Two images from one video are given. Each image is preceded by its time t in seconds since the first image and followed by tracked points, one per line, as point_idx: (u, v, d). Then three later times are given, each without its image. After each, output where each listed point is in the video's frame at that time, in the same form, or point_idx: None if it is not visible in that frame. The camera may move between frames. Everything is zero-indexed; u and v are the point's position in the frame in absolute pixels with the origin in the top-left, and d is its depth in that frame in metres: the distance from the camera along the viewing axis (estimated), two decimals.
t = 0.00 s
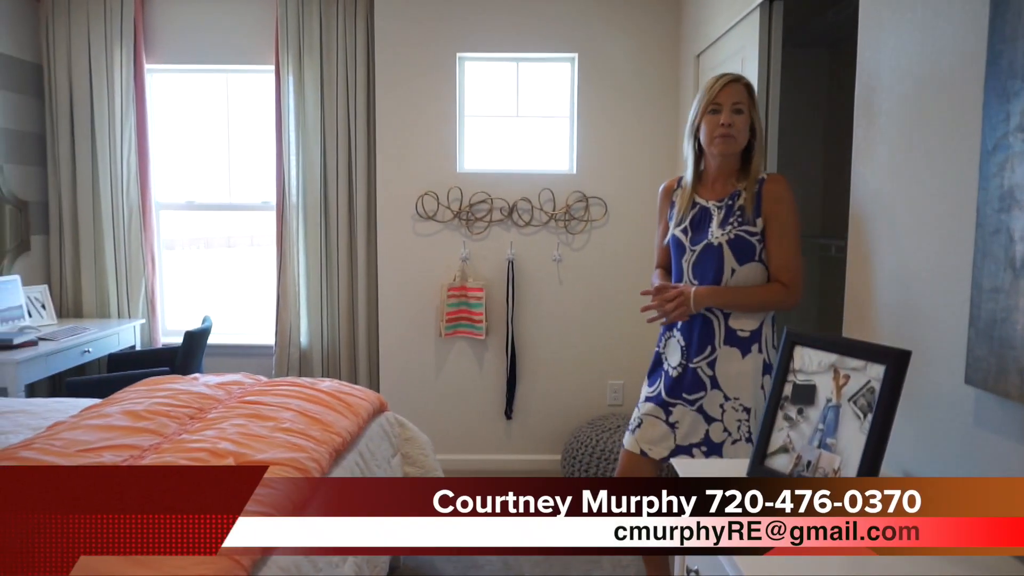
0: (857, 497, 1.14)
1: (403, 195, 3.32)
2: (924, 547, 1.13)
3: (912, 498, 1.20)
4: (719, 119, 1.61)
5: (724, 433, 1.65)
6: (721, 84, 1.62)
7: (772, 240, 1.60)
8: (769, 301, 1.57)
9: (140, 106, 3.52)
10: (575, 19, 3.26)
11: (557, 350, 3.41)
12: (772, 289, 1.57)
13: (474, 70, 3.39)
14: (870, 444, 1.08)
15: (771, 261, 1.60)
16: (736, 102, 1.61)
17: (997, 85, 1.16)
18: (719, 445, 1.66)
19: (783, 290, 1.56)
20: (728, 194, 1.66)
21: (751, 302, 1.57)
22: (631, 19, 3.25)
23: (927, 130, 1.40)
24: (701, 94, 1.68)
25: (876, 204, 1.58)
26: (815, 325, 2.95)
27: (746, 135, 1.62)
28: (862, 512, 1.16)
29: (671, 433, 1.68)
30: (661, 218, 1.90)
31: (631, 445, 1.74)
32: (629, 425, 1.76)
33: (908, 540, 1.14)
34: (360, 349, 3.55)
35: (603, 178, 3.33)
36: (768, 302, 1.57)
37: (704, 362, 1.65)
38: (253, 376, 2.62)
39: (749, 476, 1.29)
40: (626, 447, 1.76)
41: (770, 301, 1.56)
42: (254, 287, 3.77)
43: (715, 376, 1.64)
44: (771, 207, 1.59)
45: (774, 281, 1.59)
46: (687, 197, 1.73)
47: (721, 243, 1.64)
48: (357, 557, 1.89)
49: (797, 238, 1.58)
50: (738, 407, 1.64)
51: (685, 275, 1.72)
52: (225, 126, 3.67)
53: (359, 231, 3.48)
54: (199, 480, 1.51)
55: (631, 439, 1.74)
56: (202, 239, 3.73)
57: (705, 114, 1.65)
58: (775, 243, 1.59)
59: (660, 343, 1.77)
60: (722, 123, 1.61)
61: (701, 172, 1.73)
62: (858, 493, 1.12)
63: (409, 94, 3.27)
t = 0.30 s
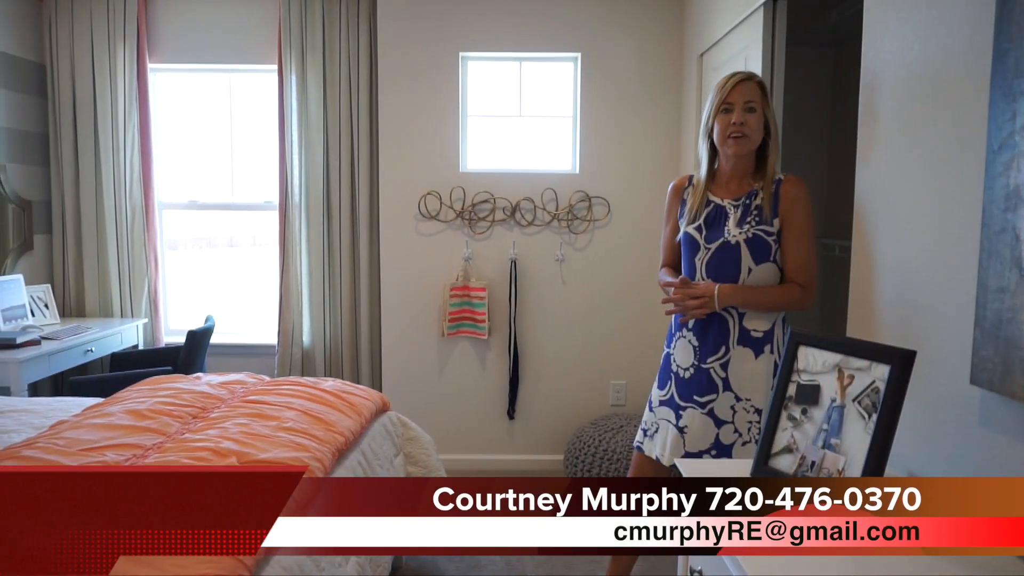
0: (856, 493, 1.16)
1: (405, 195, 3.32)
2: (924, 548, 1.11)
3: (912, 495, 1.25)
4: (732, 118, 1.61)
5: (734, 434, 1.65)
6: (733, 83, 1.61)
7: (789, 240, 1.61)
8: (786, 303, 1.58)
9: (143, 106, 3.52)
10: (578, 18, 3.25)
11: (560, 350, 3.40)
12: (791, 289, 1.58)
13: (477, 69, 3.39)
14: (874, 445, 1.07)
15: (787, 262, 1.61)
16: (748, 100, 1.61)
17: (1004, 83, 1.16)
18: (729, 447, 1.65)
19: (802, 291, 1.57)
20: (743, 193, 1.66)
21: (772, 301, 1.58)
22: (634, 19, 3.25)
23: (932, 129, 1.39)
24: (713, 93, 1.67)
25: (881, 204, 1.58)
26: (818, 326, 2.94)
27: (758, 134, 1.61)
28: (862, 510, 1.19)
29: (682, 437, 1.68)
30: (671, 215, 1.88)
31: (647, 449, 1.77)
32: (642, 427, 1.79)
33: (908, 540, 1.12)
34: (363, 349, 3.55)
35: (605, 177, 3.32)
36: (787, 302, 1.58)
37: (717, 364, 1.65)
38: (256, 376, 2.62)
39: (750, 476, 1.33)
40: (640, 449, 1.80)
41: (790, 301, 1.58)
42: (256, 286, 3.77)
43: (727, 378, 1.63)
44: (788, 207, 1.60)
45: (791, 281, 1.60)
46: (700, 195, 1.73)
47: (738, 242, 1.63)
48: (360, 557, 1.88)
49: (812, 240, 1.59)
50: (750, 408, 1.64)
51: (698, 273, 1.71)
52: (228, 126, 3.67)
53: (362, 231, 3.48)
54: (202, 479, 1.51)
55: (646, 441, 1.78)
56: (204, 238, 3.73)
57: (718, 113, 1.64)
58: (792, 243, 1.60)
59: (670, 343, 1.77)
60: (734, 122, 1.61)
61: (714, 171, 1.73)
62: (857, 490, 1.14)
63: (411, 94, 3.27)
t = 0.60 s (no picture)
0: (856, 493, 1.17)
1: (409, 195, 3.33)
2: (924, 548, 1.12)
3: (912, 495, 1.21)
4: (732, 116, 1.61)
5: (734, 437, 1.63)
6: (734, 81, 1.61)
7: (786, 240, 1.61)
8: (784, 302, 1.58)
9: (147, 106, 3.52)
10: (581, 18, 3.25)
11: (562, 349, 3.40)
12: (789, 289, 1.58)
13: (480, 69, 3.39)
14: (878, 445, 1.07)
15: (784, 262, 1.62)
16: (748, 99, 1.61)
17: (1009, 83, 1.15)
18: (729, 450, 1.63)
19: (800, 291, 1.58)
20: (741, 192, 1.66)
21: (770, 302, 1.58)
22: (637, 19, 3.25)
23: (936, 129, 1.39)
24: (713, 91, 1.67)
25: (885, 204, 1.58)
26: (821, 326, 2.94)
27: (757, 133, 1.62)
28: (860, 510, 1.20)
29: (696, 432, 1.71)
30: (664, 214, 1.86)
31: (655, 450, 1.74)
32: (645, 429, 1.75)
33: (908, 540, 1.13)
34: (365, 348, 3.55)
35: (608, 177, 3.32)
36: (785, 303, 1.58)
37: (717, 362, 1.65)
38: (259, 375, 2.62)
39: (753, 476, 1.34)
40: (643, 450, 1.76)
41: (788, 302, 1.58)
42: (259, 286, 3.77)
43: (726, 377, 1.63)
44: (786, 207, 1.61)
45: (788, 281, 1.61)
46: (697, 193, 1.72)
47: (736, 240, 1.64)
48: (365, 556, 1.88)
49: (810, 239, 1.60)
50: (750, 409, 1.62)
51: (695, 272, 1.70)
52: (232, 126, 3.68)
53: (365, 230, 3.48)
54: (205, 478, 1.51)
55: (651, 443, 1.74)
56: (208, 238, 3.74)
57: (717, 111, 1.64)
58: (788, 242, 1.61)
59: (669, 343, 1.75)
60: (734, 120, 1.61)
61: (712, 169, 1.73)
62: (857, 490, 1.15)
63: (414, 94, 3.27)
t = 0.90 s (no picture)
0: (856, 493, 1.16)
1: (411, 195, 3.33)
2: (924, 547, 1.13)
3: (912, 495, 1.20)
4: (728, 117, 1.61)
5: (729, 436, 1.63)
6: (730, 82, 1.61)
7: (776, 241, 1.64)
8: (777, 303, 1.60)
9: (150, 106, 3.53)
10: (583, 18, 3.26)
11: (564, 350, 3.41)
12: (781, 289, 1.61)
13: (482, 69, 3.39)
14: (880, 445, 1.07)
15: (774, 263, 1.65)
16: (744, 100, 1.61)
17: (1011, 84, 1.16)
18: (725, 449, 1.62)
19: (790, 292, 1.61)
20: (733, 192, 1.67)
21: (764, 308, 1.60)
22: (639, 19, 3.25)
23: (938, 130, 1.40)
24: (708, 91, 1.67)
25: (887, 204, 1.58)
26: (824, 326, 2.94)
27: (751, 135, 1.63)
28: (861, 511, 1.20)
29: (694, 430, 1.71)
30: (654, 214, 1.84)
31: (652, 451, 1.74)
32: (642, 429, 1.74)
33: (908, 540, 1.13)
34: (368, 348, 3.56)
35: (610, 177, 3.33)
36: (777, 304, 1.60)
37: (712, 361, 1.65)
38: (263, 375, 2.63)
39: (753, 476, 1.34)
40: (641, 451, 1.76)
41: (780, 304, 1.61)
42: (263, 286, 3.78)
43: (721, 375, 1.63)
44: (777, 207, 1.63)
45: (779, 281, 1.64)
46: (689, 193, 1.72)
47: (730, 239, 1.64)
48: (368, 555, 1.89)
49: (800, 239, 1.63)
50: (744, 407, 1.63)
51: (688, 272, 1.70)
52: (234, 126, 3.68)
53: (367, 230, 3.49)
54: (209, 477, 1.51)
55: (649, 443, 1.74)
56: (210, 238, 3.75)
57: (712, 111, 1.64)
58: (779, 243, 1.63)
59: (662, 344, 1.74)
60: (730, 121, 1.61)
61: (703, 168, 1.73)
62: (857, 490, 1.14)
63: (417, 93, 3.28)
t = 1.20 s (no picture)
0: (856, 493, 1.16)
1: (415, 195, 3.34)
2: (924, 548, 1.13)
3: (912, 495, 1.21)
4: (727, 119, 1.61)
5: (728, 434, 1.64)
6: (731, 83, 1.61)
7: (776, 240, 1.64)
8: (778, 303, 1.60)
9: (155, 107, 3.54)
10: (586, 18, 3.26)
11: (568, 350, 3.41)
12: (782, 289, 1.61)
13: (486, 70, 3.39)
14: (886, 445, 1.07)
15: (775, 262, 1.65)
16: (743, 102, 1.61)
17: (1016, 84, 1.16)
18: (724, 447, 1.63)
19: (791, 291, 1.61)
20: (733, 192, 1.67)
21: (766, 309, 1.60)
22: (643, 20, 3.25)
23: (944, 130, 1.40)
24: (708, 91, 1.66)
25: (891, 205, 1.58)
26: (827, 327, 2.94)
27: (751, 136, 1.62)
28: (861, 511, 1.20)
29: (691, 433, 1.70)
30: (653, 214, 1.84)
31: (651, 451, 1.74)
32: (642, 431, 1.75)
33: (908, 540, 1.13)
34: (371, 349, 3.56)
35: (614, 177, 3.33)
36: (778, 304, 1.61)
37: (714, 361, 1.65)
38: (267, 375, 2.63)
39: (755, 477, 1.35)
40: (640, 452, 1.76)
41: (782, 304, 1.61)
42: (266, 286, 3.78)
43: (724, 375, 1.64)
44: (777, 207, 1.63)
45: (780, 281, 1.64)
46: (689, 194, 1.72)
47: (730, 239, 1.64)
48: (370, 556, 1.89)
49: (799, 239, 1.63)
50: (742, 405, 1.65)
51: (688, 272, 1.69)
52: (238, 126, 3.69)
53: (371, 230, 3.49)
54: (215, 477, 1.52)
55: (647, 444, 1.74)
56: (214, 238, 3.75)
57: (712, 112, 1.64)
58: (779, 242, 1.63)
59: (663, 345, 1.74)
60: (730, 123, 1.61)
61: (702, 168, 1.73)
62: (856, 489, 1.14)
63: (421, 94, 3.28)
